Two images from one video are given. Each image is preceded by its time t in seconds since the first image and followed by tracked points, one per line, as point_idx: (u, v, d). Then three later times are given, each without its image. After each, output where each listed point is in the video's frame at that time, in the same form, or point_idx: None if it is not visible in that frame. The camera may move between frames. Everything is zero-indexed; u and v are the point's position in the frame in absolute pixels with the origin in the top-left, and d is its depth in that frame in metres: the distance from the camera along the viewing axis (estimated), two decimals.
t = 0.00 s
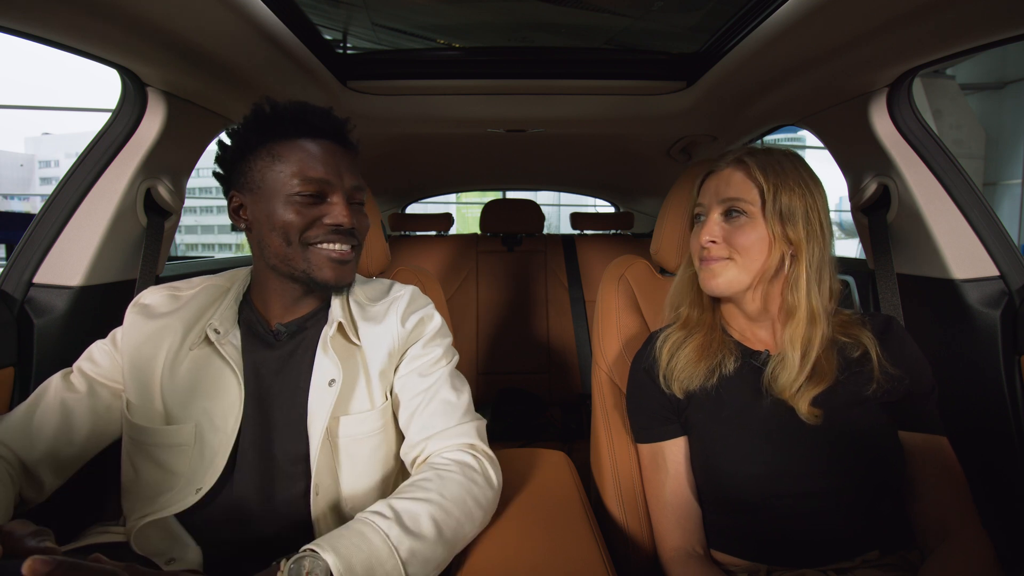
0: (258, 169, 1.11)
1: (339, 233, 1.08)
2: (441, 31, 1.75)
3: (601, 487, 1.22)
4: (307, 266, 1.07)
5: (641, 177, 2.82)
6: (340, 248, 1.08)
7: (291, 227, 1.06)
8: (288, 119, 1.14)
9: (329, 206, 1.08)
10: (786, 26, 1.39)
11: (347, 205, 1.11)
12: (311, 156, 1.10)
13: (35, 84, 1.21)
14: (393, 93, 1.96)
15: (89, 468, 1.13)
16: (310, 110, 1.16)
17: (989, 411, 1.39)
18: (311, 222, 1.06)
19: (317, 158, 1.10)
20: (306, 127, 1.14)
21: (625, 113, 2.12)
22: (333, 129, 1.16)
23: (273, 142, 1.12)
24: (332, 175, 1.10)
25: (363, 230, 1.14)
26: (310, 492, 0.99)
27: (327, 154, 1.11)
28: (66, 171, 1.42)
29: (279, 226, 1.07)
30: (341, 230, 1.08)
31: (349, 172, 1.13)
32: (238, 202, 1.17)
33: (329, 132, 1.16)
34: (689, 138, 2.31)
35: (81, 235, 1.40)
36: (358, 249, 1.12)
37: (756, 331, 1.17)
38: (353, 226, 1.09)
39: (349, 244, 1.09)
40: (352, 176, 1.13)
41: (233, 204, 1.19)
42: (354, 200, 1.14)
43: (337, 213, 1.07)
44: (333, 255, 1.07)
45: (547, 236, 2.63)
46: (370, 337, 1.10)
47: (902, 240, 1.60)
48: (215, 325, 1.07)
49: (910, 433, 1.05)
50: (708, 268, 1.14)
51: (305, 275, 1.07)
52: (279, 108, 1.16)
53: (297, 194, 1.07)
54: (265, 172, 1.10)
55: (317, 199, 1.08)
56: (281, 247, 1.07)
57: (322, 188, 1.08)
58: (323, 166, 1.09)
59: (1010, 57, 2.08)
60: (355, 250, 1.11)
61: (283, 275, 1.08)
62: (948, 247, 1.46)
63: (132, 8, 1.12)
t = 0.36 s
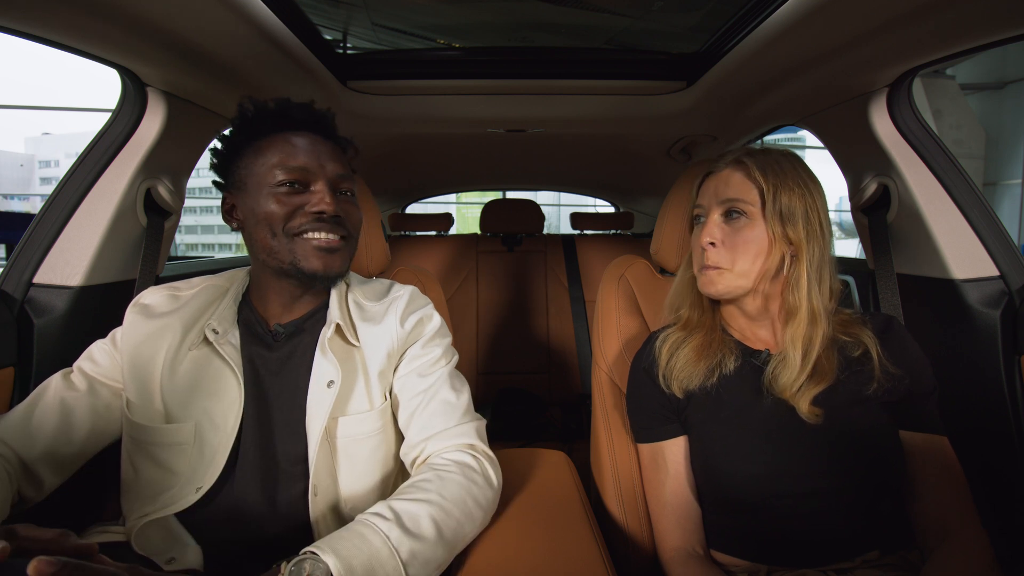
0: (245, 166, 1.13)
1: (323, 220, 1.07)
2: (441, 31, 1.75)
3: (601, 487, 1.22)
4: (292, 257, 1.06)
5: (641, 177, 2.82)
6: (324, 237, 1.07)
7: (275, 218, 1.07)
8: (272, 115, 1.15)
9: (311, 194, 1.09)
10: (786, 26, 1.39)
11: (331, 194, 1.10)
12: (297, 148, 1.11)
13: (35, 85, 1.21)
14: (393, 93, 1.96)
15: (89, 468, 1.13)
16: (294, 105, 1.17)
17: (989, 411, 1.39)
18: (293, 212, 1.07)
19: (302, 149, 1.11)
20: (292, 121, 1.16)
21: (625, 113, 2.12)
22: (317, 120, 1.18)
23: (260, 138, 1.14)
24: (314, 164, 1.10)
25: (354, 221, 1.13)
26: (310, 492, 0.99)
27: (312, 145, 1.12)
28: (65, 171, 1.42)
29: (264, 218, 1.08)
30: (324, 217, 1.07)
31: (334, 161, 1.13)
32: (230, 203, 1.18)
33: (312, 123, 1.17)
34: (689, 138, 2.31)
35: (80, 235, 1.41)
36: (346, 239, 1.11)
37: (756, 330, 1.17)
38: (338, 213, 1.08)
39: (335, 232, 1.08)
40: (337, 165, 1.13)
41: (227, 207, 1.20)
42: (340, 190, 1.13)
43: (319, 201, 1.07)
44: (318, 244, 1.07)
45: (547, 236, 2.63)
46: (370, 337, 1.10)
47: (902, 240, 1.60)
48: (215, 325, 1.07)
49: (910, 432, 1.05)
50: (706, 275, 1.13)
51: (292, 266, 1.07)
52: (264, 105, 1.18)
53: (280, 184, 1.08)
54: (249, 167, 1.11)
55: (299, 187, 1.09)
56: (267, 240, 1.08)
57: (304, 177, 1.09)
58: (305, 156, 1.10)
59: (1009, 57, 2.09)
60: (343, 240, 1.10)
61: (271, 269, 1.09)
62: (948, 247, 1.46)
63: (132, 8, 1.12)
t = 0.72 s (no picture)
0: (271, 164, 1.11)
1: (349, 232, 1.09)
2: (441, 31, 1.74)
3: (601, 487, 1.22)
4: (315, 264, 1.07)
5: (641, 177, 2.82)
6: (349, 248, 1.09)
7: (302, 223, 1.07)
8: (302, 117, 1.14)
9: (339, 203, 1.09)
10: (786, 26, 1.39)
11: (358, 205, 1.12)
12: (326, 155, 1.11)
13: (35, 84, 1.21)
14: (393, 93, 1.96)
15: (89, 467, 1.13)
16: (325, 112, 1.17)
17: (989, 411, 1.39)
18: (321, 219, 1.07)
19: (332, 157, 1.11)
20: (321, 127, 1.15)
21: (624, 113, 2.12)
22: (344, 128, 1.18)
23: (289, 139, 1.13)
24: (344, 174, 1.11)
25: (372, 233, 1.16)
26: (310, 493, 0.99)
27: (342, 154, 1.12)
28: (65, 171, 1.42)
29: (288, 221, 1.08)
30: (351, 228, 1.09)
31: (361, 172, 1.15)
32: (246, 196, 1.16)
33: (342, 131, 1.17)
34: (689, 138, 2.31)
35: (80, 235, 1.40)
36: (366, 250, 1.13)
37: (756, 330, 1.17)
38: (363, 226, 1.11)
39: (358, 244, 1.11)
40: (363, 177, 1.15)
41: (242, 199, 1.17)
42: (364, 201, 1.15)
43: (347, 212, 1.09)
44: (342, 254, 1.08)
45: (547, 237, 2.63)
46: (369, 337, 1.10)
47: (902, 240, 1.60)
48: (217, 324, 1.07)
49: (910, 432, 1.05)
50: (707, 274, 1.13)
51: (313, 272, 1.07)
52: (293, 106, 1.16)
53: (310, 190, 1.08)
54: (277, 167, 1.11)
55: (328, 195, 1.09)
56: (290, 243, 1.07)
57: (334, 186, 1.10)
58: (335, 165, 1.10)
59: (1009, 57, 2.09)
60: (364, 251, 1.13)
61: (289, 272, 1.09)
62: (948, 247, 1.46)
63: (132, 8, 1.12)
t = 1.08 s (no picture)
0: (285, 168, 1.11)
1: (361, 237, 1.09)
2: (441, 31, 1.74)
3: (601, 487, 1.22)
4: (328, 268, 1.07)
5: (641, 177, 2.82)
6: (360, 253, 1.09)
7: (315, 227, 1.07)
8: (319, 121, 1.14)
9: (352, 209, 1.09)
10: (786, 26, 1.39)
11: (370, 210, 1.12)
12: (340, 160, 1.11)
13: (35, 84, 1.21)
14: (393, 93, 1.96)
15: (88, 467, 1.13)
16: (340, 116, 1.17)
17: (989, 411, 1.39)
18: (334, 225, 1.07)
19: (346, 162, 1.11)
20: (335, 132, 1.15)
21: (624, 113, 2.12)
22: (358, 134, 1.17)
23: (304, 143, 1.12)
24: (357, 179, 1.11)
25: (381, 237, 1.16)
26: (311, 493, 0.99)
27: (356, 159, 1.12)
28: (65, 171, 1.42)
29: (302, 225, 1.07)
30: (363, 235, 1.09)
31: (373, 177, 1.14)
32: (257, 197, 1.16)
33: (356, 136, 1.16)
34: (689, 138, 2.31)
35: (80, 235, 1.40)
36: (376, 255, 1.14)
37: (756, 330, 1.17)
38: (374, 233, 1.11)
39: (369, 249, 1.11)
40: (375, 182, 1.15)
41: (253, 199, 1.17)
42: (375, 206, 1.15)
43: (360, 218, 1.09)
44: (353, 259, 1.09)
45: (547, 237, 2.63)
46: (370, 337, 1.10)
47: (902, 240, 1.60)
48: (220, 325, 1.07)
49: (910, 432, 1.05)
50: (705, 274, 1.13)
51: (325, 276, 1.08)
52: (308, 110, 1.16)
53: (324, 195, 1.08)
54: (291, 171, 1.10)
55: (341, 201, 1.09)
56: (302, 247, 1.07)
57: (348, 191, 1.10)
58: (349, 170, 1.10)
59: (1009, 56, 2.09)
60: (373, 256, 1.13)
61: (300, 274, 1.09)
62: (948, 247, 1.46)
63: (132, 8, 1.12)
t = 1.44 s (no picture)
0: (242, 170, 1.13)
1: (303, 229, 1.05)
2: (441, 31, 1.74)
3: (601, 487, 1.22)
4: (273, 264, 1.05)
5: (641, 177, 2.82)
6: (305, 245, 1.05)
7: (259, 223, 1.06)
8: (270, 117, 1.14)
9: (295, 201, 1.07)
10: (786, 26, 1.39)
11: (316, 200, 1.07)
12: (286, 153, 1.09)
13: (35, 84, 1.21)
14: (393, 93, 1.96)
15: (87, 468, 1.12)
16: (291, 107, 1.15)
17: (990, 411, 1.39)
18: (275, 218, 1.05)
19: (291, 154, 1.09)
20: (286, 126, 1.14)
21: (624, 113, 2.12)
22: (311, 124, 1.15)
23: (257, 142, 1.13)
24: (299, 170, 1.08)
25: (341, 228, 1.11)
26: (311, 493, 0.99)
27: (303, 150, 1.10)
28: (65, 171, 1.42)
29: (251, 223, 1.08)
30: (304, 225, 1.04)
31: (321, 166, 1.10)
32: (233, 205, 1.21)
33: (310, 126, 1.14)
34: (689, 138, 2.31)
35: (80, 235, 1.41)
36: (331, 248, 1.08)
37: (756, 330, 1.17)
38: (319, 223, 1.06)
39: (316, 241, 1.06)
40: (324, 170, 1.10)
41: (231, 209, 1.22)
42: (329, 196, 1.11)
43: (301, 208, 1.05)
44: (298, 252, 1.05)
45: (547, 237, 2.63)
46: (372, 338, 1.10)
47: (902, 240, 1.60)
48: (217, 326, 1.08)
49: (910, 432, 1.05)
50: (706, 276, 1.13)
51: (273, 272, 1.06)
52: (261, 107, 1.17)
53: (267, 189, 1.07)
54: (245, 172, 1.12)
55: (285, 194, 1.07)
56: (253, 245, 1.08)
57: (290, 184, 1.07)
58: (289, 162, 1.08)
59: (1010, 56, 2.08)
60: (326, 248, 1.07)
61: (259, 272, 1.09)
62: (948, 247, 1.46)
63: (132, 8, 1.12)
